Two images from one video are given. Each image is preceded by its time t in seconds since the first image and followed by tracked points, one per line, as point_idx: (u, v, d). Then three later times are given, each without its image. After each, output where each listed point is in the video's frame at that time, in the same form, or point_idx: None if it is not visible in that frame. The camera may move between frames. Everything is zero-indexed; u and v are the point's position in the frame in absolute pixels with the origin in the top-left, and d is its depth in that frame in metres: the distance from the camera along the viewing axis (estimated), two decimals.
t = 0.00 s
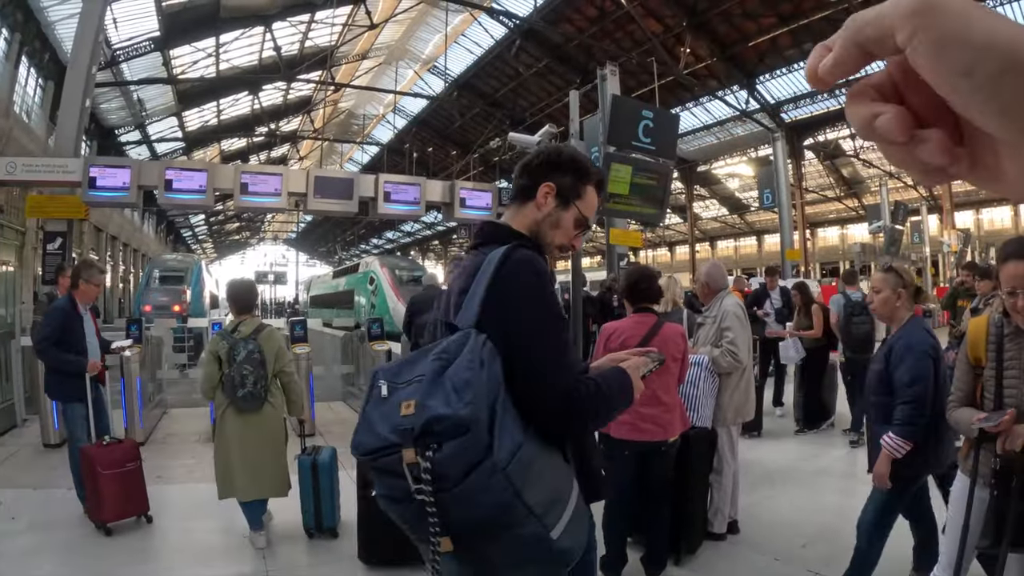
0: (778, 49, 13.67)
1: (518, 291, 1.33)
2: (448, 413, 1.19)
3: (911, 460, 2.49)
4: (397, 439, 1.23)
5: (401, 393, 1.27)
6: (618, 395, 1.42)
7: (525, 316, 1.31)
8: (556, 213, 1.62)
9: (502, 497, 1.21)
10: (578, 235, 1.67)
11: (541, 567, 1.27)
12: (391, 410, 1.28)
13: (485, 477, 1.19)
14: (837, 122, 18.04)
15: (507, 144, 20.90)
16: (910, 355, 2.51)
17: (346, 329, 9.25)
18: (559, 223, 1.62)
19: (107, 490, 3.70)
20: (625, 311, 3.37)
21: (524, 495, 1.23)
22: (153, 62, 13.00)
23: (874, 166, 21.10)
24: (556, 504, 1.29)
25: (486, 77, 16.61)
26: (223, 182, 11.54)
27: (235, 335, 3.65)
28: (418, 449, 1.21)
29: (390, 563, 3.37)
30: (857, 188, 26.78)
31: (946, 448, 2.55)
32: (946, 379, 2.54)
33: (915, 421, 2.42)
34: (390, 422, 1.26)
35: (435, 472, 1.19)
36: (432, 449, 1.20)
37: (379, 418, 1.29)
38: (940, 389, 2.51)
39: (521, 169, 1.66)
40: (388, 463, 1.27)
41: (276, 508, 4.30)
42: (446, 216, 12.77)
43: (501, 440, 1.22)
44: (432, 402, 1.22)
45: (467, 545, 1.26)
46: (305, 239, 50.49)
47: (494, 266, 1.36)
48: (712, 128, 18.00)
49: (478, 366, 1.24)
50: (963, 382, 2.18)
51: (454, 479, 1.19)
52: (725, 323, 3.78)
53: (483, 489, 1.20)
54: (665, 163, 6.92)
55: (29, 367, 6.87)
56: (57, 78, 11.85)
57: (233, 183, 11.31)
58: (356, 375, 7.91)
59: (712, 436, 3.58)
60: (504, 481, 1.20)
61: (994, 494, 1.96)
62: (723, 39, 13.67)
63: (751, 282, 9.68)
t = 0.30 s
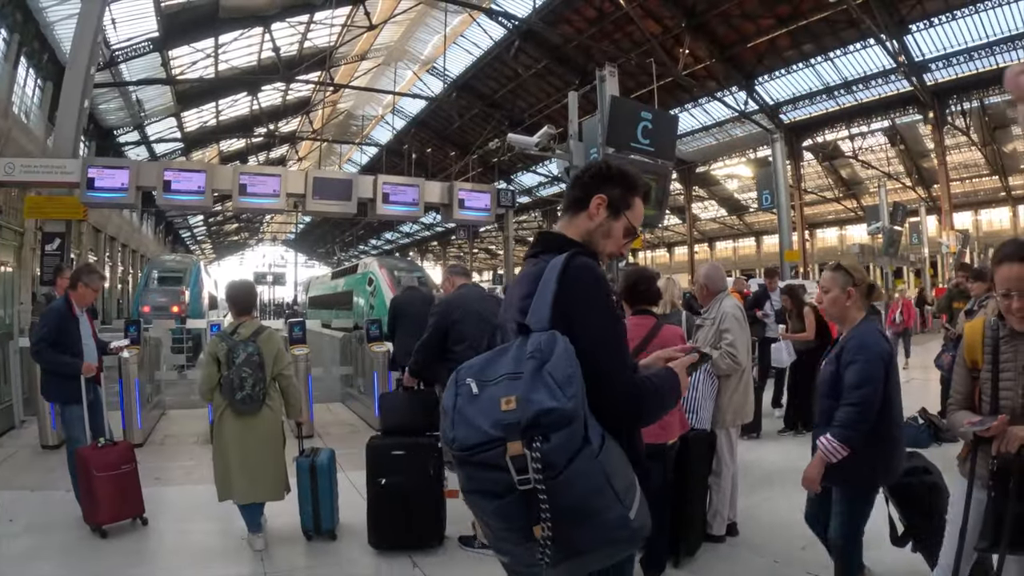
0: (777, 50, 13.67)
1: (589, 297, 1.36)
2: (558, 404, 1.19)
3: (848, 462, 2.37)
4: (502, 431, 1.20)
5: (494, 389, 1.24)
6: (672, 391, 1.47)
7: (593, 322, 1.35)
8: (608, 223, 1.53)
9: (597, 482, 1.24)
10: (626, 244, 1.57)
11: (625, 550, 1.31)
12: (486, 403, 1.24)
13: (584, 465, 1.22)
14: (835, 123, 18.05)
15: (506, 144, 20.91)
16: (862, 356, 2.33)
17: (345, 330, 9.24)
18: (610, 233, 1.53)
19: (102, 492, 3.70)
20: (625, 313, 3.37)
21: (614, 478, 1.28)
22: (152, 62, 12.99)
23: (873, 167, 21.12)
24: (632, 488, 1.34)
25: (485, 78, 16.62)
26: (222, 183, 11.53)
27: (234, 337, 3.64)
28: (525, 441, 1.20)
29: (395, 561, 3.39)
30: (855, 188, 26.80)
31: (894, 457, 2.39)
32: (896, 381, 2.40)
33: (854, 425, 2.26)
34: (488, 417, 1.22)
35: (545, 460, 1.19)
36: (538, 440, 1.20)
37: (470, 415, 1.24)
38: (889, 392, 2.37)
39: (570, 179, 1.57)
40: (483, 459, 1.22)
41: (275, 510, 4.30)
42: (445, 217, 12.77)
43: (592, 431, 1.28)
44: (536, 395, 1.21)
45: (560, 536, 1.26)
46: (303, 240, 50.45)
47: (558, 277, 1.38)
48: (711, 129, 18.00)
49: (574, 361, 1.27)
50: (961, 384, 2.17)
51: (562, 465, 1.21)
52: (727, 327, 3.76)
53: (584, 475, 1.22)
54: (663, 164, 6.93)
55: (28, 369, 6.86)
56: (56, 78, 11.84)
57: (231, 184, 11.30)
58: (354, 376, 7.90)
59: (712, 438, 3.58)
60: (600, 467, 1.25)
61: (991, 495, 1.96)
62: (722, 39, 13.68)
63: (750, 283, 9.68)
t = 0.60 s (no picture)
0: (777, 51, 13.68)
1: (618, 289, 1.38)
2: (560, 392, 1.23)
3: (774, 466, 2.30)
4: (512, 414, 1.25)
5: (513, 374, 1.30)
6: (701, 384, 1.46)
7: (621, 314, 1.37)
8: (646, 225, 1.57)
9: (596, 466, 1.25)
10: (663, 245, 1.61)
11: (633, 534, 1.32)
12: (504, 388, 1.30)
13: (585, 449, 1.24)
14: (835, 124, 18.05)
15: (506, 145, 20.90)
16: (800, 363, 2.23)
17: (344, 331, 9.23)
18: (648, 234, 1.58)
19: (100, 492, 3.69)
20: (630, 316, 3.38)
21: (616, 464, 1.27)
22: (152, 63, 12.98)
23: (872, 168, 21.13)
24: (642, 476, 1.33)
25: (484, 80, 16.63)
26: (222, 184, 11.52)
27: (235, 337, 3.64)
28: (529, 424, 1.24)
29: (393, 561, 3.38)
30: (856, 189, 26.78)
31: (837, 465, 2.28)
32: (839, 391, 2.26)
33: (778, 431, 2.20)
34: (503, 400, 1.28)
35: (544, 443, 1.23)
36: (541, 424, 1.24)
37: (490, 396, 1.31)
38: (827, 403, 2.26)
39: (613, 178, 1.61)
40: (496, 437, 1.29)
41: (274, 511, 4.29)
42: (445, 218, 12.76)
43: (599, 417, 1.28)
44: (544, 382, 1.25)
45: (562, 513, 1.28)
46: (303, 241, 50.40)
47: (596, 270, 1.40)
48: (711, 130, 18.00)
49: (584, 353, 1.29)
50: (963, 386, 2.16)
51: (561, 448, 1.23)
52: (726, 325, 3.78)
53: (583, 458, 1.24)
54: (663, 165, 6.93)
55: (27, 369, 6.86)
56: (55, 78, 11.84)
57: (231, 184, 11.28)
58: (354, 377, 7.88)
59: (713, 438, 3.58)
60: (601, 453, 1.25)
61: (996, 495, 1.96)
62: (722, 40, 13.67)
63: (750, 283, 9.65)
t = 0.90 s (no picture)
0: (785, 53, 13.62)
1: (654, 294, 1.41)
2: (582, 396, 1.29)
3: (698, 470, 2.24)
4: (540, 416, 1.33)
5: (547, 378, 1.38)
6: (739, 390, 1.46)
7: (653, 318, 1.40)
8: (689, 231, 1.62)
9: (618, 470, 1.28)
10: (706, 251, 1.65)
11: (662, 538, 1.34)
12: (536, 392, 1.38)
13: (607, 452, 1.28)
14: (843, 127, 17.97)
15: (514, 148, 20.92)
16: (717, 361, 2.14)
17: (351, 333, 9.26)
18: (691, 240, 1.62)
19: (108, 492, 3.71)
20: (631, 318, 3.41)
21: (640, 468, 1.30)
22: (161, 66, 13.08)
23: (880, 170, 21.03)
24: (671, 480, 1.35)
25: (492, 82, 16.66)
26: (231, 186, 11.59)
27: (244, 338, 3.68)
28: (556, 425, 1.31)
29: (398, 563, 3.38)
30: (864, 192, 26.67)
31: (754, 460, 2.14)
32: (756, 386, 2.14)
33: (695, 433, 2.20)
34: (534, 403, 1.37)
35: (566, 445, 1.29)
36: (566, 426, 1.30)
37: (526, 400, 1.40)
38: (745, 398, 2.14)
39: (657, 186, 1.68)
40: (529, 437, 1.38)
41: (281, 513, 4.29)
42: (453, 221, 12.80)
43: (623, 422, 1.30)
44: (568, 387, 1.32)
45: (590, 514, 1.33)
46: (311, 243, 50.61)
47: (633, 277, 1.45)
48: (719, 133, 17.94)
49: (609, 359, 1.34)
50: (964, 392, 2.13)
51: (583, 449, 1.28)
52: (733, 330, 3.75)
53: (603, 461, 1.28)
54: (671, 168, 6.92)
55: (36, 369, 6.91)
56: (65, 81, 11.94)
57: (239, 187, 11.35)
58: (360, 379, 7.91)
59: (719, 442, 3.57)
60: (623, 457, 1.28)
61: (1004, 503, 1.93)
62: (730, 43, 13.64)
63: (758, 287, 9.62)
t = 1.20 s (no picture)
0: (801, 61, 13.54)
1: (711, 305, 1.59)
2: (649, 413, 1.46)
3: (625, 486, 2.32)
4: (608, 434, 1.51)
5: (612, 397, 1.56)
6: (797, 398, 1.62)
7: (712, 327, 1.58)
8: (744, 236, 1.83)
9: (689, 484, 1.44)
10: (760, 256, 1.86)
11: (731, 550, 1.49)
12: (602, 410, 1.56)
13: (678, 467, 1.44)
14: (861, 134, 17.79)
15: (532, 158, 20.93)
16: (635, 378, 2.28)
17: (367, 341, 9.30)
18: (745, 246, 1.83)
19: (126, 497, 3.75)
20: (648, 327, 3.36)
21: (709, 482, 1.46)
22: (180, 76, 13.32)
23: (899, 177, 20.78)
24: (738, 494, 1.50)
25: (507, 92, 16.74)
26: (249, 195, 11.74)
27: (260, 346, 3.69)
28: (624, 443, 1.48)
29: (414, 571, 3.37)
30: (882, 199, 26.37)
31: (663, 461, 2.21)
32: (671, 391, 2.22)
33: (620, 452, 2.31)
34: (600, 422, 1.55)
35: (636, 461, 1.46)
36: (634, 443, 1.47)
37: (593, 419, 1.59)
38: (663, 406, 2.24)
39: (711, 197, 1.89)
40: (598, 454, 1.56)
41: (298, 520, 4.31)
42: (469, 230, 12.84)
43: (691, 438, 1.47)
44: (636, 404, 1.49)
45: (662, 527, 1.49)
46: (328, 252, 51.01)
47: (692, 283, 1.63)
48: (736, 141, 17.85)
49: (674, 374, 1.52)
50: (982, 400, 2.10)
51: (653, 466, 1.45)
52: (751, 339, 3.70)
53: (675, 476, 1.44)
54: (689, 177, 6.92)
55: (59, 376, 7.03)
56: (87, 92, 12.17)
57: (258, 196, 11.48)
58: (376, 387, 7.93)
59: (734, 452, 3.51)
60: (694, 472, 1.44)
61: None
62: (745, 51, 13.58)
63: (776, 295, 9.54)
